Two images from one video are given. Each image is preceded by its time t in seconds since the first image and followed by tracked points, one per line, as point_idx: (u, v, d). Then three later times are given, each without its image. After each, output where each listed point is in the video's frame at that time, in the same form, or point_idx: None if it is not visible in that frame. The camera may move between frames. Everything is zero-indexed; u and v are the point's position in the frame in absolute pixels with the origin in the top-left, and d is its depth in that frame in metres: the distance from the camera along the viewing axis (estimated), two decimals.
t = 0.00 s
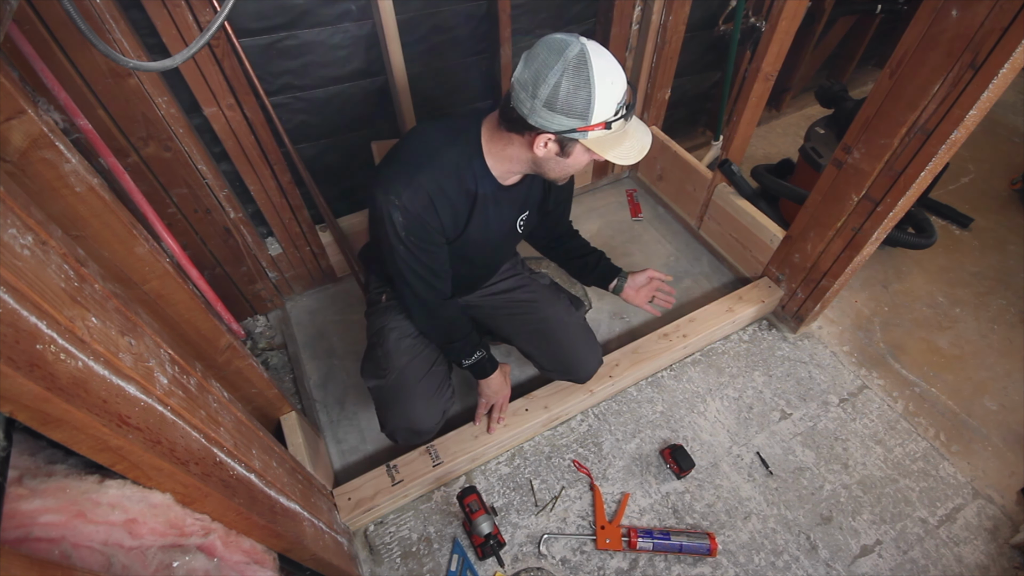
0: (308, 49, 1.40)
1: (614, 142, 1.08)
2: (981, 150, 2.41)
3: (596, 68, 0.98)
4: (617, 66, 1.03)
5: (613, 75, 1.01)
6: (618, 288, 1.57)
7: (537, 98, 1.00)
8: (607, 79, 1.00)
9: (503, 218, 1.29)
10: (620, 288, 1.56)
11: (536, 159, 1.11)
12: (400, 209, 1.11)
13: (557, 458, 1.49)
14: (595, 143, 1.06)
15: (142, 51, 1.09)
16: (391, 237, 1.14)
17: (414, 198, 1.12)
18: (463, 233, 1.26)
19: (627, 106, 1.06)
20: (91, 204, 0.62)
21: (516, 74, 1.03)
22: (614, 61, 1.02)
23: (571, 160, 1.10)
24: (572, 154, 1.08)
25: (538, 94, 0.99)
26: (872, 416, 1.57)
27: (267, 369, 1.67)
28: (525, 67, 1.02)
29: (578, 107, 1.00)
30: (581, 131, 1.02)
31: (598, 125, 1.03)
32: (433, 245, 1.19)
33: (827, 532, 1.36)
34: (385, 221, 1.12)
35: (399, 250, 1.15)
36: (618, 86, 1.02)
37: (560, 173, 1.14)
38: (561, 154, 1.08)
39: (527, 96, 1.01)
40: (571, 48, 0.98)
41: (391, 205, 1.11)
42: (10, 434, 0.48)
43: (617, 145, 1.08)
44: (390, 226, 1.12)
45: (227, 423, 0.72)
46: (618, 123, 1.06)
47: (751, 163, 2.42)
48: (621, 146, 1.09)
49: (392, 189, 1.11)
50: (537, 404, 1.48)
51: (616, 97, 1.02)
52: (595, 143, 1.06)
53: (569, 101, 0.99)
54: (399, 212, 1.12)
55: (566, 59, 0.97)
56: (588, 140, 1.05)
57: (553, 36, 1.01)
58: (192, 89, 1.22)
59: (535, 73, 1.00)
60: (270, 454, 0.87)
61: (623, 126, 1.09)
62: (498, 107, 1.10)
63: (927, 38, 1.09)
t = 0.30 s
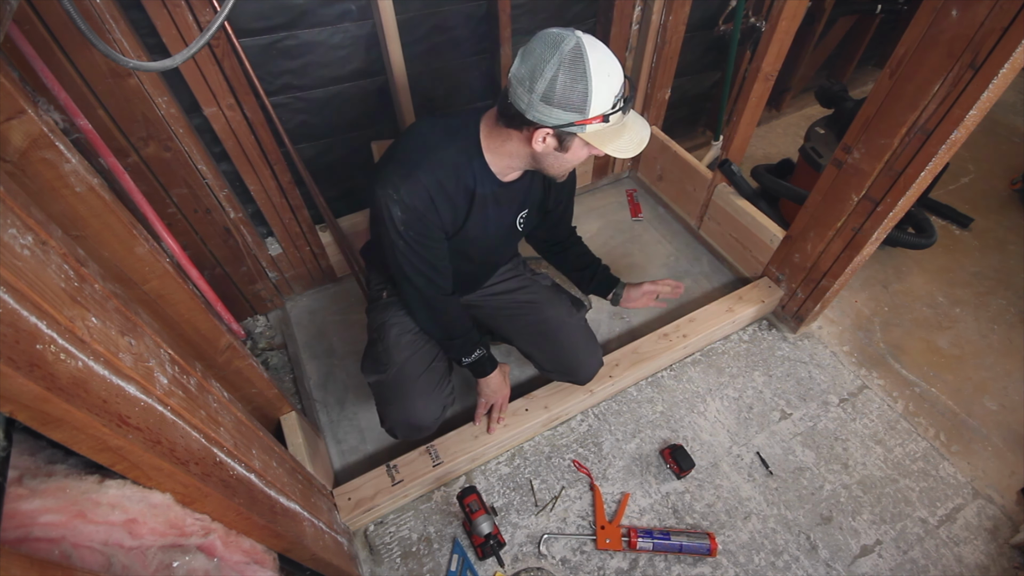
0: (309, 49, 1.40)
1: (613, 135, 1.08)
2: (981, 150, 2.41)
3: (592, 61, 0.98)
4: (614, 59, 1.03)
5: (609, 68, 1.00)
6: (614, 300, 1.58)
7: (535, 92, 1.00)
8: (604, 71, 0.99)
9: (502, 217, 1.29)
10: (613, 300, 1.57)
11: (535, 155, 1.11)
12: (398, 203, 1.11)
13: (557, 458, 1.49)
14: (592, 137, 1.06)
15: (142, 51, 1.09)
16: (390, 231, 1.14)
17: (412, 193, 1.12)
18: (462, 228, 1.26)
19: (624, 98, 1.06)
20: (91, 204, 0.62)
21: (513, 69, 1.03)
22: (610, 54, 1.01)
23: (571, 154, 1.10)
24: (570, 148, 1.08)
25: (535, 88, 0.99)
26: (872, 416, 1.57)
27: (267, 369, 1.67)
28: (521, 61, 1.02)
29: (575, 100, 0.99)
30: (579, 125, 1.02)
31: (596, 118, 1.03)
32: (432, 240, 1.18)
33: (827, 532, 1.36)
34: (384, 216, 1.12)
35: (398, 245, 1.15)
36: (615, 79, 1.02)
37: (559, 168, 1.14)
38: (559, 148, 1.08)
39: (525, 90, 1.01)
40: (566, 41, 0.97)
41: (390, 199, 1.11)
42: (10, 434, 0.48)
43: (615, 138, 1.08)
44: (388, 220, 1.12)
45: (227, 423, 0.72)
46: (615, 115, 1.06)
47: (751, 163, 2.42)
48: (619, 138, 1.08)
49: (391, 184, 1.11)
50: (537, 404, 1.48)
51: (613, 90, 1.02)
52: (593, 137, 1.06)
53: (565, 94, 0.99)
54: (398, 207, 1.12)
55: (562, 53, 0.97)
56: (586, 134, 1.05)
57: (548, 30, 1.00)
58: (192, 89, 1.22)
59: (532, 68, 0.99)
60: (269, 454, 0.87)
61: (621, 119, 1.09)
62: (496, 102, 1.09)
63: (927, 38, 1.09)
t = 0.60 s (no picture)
0: (309, 49, 1.40)
1: (608, 138, 1.07)
2: (981, 150, 2.41)
3: (588, 60, 0.98)
4: (613, 63, 1.02)
5: (606, 68, 1.00)
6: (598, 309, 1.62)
7: (530, 89, 1.00)
8: (600, 72, 0.99)
9: (502, 217, 1.29)
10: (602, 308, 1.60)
11: (532, 154, 1.11)
12: (399, 203, 1.11)
13: (557, 458, 1.49)
14: (588, 138, 1.05)
15: (142, 51, 1.09)
16: (391, 231, 1.13)
17: (413, 193, 1.12)
18: (462, 228, 1.26)
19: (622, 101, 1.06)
20: (91, 204, 0.62)
21: (512, 65, 1.04)
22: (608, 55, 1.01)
23: (566, 156, 1.09)
24: (565, 150, 1.07)
25: (529, 85, 1.00)
26: (872, 416, 1.57)
27: (267, 369, 1.67)
28: (521, 58, 1.03)
29: (569, 99, 0.99)
30: (573, 125, 1.02)
31: (590, 119, 1.02)
32: (432, 240, 1.18)
33: (828, 532, 1.36)
34: (385, 215, 1.12)
35: (399, 244, 1.15)
36: (613, 80, 1.02)
37: (556, 169, 1.14)
38: (555, 148, 1.07)
39: (520, 86, 1.02)
40: (564, 40, 0.98)
41: (391, 199, 1.11)
42: (10, 435, 0.48)
43: (611, 142, 1.07)
44: (390, 220, 1.12)
45: (227, 423, 0.72)
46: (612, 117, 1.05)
47: (751, 163, 2.42)
48: (615, 143, 1.07)
49: (392, 183, 1.11)
50: (537, 404, 1.48)
51: (610, 90, 1.02)
52: (588, 138, 1.05)
53: (560, 92, 0.99)
54: (399, 206, 1.11)
55: (558, 51, 0.98)
56: (580, 135, 1.04)
57: (549, 29, 1.01)
58: (192, 89, 1.22)
59: (529, 65, 1.00)
60: (270, 454, 0.87)
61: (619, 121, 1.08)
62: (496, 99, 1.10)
63: (927, 38, 1.09)
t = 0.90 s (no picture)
0: (308, 49, 1.40)
1: (514, 108, 1.02)
2: (981, 150, 2.41)
3: (530, 31, 1.03)
4: (558, 47, 1.03)
5: (547, 44, 1.02)
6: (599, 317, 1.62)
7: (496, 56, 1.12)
8: (527, 40, 1.02)
9: (501, 216, 1.29)
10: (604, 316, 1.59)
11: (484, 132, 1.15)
12: (398, 201, 1.11)
13: (557, 458, 1.49)
14: (504, 101, 1.03)
15: (142, 51, 1.09)
16: (390, 229, 1.14)
17: (412, 191, 1.12)
18: (461, 226, 1.26)
19: (555, 83, 1.01)
20: (91, 204, 0.62)
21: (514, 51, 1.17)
22: (561, 41, 1.03)
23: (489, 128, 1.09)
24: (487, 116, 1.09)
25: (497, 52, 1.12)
26: (872, 416, 1.57)
27: (267, 369, 1.67)
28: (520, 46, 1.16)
29: (497, 56, 1.06)
30: (490, 82, 1.06)
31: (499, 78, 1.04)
32: (432, 238, 1.18)
33: (827, 532, 1.36)
34: (384, 213, 1.12)
35: (399, 243, 1.15)
36: (549, 57, 1.01)
37: (491, 153, 1.11)
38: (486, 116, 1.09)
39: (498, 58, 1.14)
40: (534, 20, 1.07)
41: (391, 197, 1.11)
42: (10, 435, 0.48)
43: (511, 109, 1.02)
44: (389, 218, 1.12)
45: (227, 423, 0.72)
46: (536, 91, 1.01)
47: (751, 163, 2.41)
48: (516, 112, 1.02)
49: (391, 181, 1.11)
50: (537, 404, 1.48)
51: (540, 62, 1.01)
52: (506, 102, 1.03)
53: (498, 52, 1.06)
54: (399, 205, 1.12)
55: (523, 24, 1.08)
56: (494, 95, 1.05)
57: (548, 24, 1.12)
58: (192, 89, 1.22)
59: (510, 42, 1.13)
60: (269, 454, 0.87)
61: (549, 105, 1.02)
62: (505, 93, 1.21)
63: (928, 37, 1.09)
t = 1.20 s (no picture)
0: (308, 49, 1.40)
1: (490, 86, 1.05)
2: (981, 150, 2.41)
3: (506, 19, 1.08)
4: (532, 26, 1.06)
5: (521, 26, 1.06)
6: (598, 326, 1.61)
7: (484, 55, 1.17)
8: (503, 24, 1.07)
9: (496, 217, 1.29)
10: (603, 323, 1.58)
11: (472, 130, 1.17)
12: (388, 203, 1.12)
13: (557, 458, 1.49)
14: (481, 82, 1.06)
15: (142, 51, 1.09)
16: (380, 230, 1.14)
17: (403, 194, 1.12)
18: (454, 228, 1.26)
19: (528, 58, 1.03)
20: (91, 204, 0.62)
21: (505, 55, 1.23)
22: (536, 23, 1.07)
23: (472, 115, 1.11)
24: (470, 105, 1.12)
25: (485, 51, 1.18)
26: (872, 416, 1.57)
27: (267, 369, 1.67)
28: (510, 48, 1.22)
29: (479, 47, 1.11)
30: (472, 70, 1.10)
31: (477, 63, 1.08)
32: (423, 240, 1.18)
33: (827, 532, 1.36)
34: (375, 214, 1.12)
35: (390, 244, 1.16)
36: (522, 37, 1.05)
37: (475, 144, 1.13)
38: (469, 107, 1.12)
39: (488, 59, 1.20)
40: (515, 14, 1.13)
41: (381, 199, 1.11)
42: (10, 435, 0.48)
43: (486, 88, 1.05)
44: (380, 221, 1.13)
45: (227, 423, 0.72)
46: (508, 67, 1.03)
47: (751, 163, 2.41)
48: (491, 89, 1.04)
49: (383, 183, 1.12)
50: (537, 404, 1.48)
51: (513, 41, 1.05)
52: (482, 83, 1.06)
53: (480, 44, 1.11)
54: (389, 207, 1.12)
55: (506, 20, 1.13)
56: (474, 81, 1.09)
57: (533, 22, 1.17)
58: (192, 89, 1.22)
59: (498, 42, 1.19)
60: (269, 454, 0.87)
61: (523, 80, 1.03)
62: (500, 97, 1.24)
63: (927, 37, 1.09)
